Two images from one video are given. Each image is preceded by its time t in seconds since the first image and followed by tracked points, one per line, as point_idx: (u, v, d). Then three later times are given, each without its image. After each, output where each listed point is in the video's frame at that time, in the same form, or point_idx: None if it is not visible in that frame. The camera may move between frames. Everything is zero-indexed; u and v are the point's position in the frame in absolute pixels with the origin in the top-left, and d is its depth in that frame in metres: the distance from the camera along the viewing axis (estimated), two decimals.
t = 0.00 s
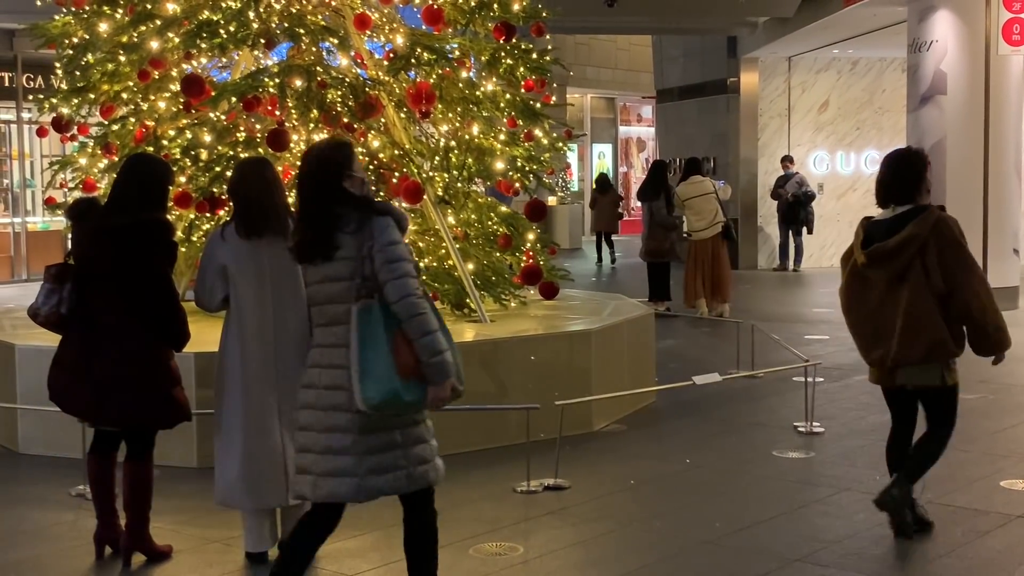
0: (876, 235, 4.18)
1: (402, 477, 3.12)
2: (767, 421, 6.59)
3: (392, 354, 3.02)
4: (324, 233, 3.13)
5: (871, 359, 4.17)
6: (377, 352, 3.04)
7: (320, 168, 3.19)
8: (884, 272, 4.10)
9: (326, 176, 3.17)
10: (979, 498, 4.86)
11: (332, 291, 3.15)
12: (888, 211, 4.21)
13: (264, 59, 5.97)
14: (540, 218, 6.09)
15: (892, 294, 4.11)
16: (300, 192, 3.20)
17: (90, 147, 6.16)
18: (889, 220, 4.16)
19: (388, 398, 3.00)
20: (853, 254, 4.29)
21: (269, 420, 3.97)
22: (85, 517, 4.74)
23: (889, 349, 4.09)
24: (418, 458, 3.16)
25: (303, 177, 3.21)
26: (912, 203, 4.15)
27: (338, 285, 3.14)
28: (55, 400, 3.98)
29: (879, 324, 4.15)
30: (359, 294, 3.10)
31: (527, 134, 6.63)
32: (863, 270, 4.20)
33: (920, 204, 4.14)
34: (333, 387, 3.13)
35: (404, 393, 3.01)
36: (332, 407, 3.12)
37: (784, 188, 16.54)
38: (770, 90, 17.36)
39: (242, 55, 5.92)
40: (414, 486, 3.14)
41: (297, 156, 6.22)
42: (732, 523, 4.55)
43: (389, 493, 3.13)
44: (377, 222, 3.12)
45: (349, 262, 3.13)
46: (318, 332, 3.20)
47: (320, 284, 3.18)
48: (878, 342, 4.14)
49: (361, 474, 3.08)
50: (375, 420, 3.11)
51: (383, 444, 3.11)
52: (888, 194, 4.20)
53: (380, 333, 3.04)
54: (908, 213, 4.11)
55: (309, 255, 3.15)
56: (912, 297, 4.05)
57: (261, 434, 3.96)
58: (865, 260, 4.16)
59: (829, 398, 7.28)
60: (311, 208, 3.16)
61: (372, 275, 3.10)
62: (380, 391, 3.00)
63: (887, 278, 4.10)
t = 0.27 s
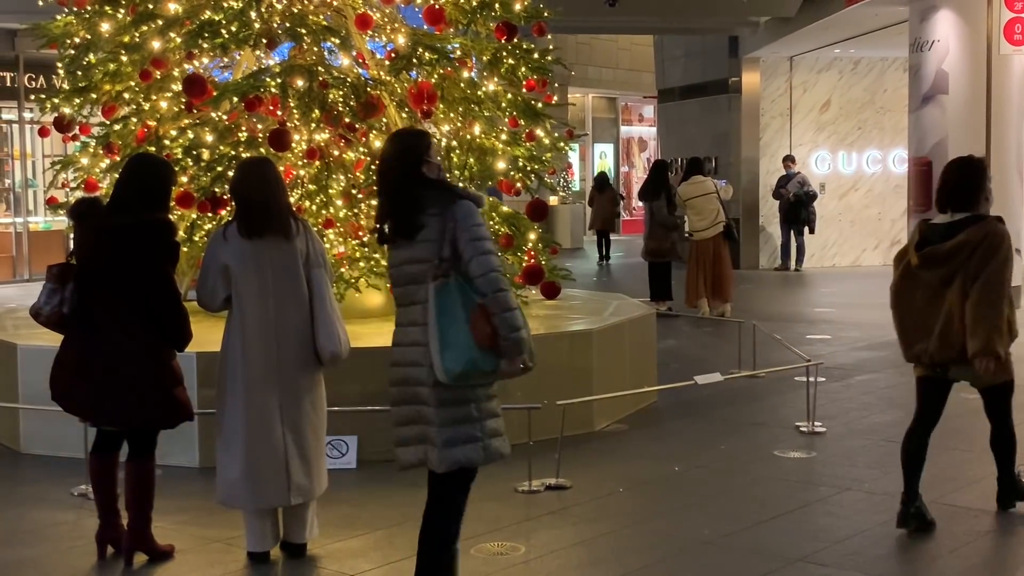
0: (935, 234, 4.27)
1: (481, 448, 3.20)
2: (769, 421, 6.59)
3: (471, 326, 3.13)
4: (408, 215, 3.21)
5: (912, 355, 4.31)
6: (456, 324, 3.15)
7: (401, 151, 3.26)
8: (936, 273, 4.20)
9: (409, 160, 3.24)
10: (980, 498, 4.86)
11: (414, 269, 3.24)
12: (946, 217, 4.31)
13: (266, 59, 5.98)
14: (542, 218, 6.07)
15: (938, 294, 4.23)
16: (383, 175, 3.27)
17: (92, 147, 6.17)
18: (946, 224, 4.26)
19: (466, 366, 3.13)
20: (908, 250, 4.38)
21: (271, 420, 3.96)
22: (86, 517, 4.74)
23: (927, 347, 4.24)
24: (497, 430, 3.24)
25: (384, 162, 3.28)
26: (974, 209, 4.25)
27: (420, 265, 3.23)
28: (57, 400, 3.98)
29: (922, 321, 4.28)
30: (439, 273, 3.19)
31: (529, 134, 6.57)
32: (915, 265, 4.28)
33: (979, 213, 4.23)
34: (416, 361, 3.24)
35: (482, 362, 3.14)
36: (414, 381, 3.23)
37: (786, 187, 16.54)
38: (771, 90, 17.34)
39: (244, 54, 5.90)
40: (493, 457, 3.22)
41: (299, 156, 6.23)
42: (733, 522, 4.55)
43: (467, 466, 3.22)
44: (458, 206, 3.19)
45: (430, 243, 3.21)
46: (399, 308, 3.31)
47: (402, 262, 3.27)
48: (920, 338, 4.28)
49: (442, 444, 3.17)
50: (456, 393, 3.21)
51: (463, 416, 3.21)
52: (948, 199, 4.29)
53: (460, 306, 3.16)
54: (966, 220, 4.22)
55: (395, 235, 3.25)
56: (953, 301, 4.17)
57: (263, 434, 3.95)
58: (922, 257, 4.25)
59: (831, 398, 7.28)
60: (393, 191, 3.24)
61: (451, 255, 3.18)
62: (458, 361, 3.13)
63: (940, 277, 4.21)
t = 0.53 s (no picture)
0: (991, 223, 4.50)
1: (550, 446, 3.42)
2: (771, 420, 6.59)
3: (538, 330, 3.32)
4: (486, 226, 3.41)
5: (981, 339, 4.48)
6: (524, 327, 3.34)
7: (477, 165, 3.46)
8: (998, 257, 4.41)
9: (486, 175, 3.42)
10: (983, 497, 4.85)
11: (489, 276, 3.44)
12: (998, 207, 4.55)
13: (268, 58, 5.97)
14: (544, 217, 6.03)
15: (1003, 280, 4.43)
16: (461, 188, 3.47)
17: (94, 146, 6.17)
18: (1001, 214, 4.50)
19: (533, 367, 3.32)
20: (961, 242, 4.59)
21: (273, 420, 3.96)
22: (88, 517, 4.74)
23: (1000, 332, 4.41)
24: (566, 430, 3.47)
25: (461, 175, 3.49)
26: (1021, 198, 4.54)
27: (496, 272, 3.43)
28: (61, 399, 3.98)
29: (987, 307, 4.47)
30: (512, 279, 3.40)
31: (531, 133, 6.48)
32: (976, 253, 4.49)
33: None
34: (491, 361, 3.45)
35: (548, 364, 3.33)
36: (488, 380, 3.44)
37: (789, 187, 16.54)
38: (774, 88, 17.34)
39: (246, 54, 5.91)
40: (562, 455, 3.45)
41: (301, 155, 6.23)
42: (735, 522, 4.54)
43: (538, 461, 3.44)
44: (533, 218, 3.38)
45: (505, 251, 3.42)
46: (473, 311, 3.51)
47: (479, 270, 3.47)
48: (988, 324, 4.46)
49: (515, 441, 3.39)
50: (529, 392, 3.42)
51: (534, 415, 3.42)
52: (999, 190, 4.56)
53: (528, 311, 3.34)
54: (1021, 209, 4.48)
55: (471, 244, 3.45)
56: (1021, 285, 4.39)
57: (265, 434, 3.95)
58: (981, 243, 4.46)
59: (833, 397, 7.27)
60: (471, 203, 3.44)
61: (523, 264, 3.38)
62: (526, 362, 3.32)
63: (999, 266, 4.41)
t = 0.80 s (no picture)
0: None
1: (612, 419, 3.67)
2: (774, 419, 6.59)
3: (602, 310, 3.57)
4: (556, 211, 3.70)
5: None
6: (588, 306, 3.59)
7: (548, 156, 3.74)
8: None
9: (558, 163, 3.70)
10: (986, 496, 4.85)
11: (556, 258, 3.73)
12: None
13: (272, 58, 5.99)
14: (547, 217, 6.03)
15: None
16: (534, 176, 3.77)
17: (98, 146, 6.18)
18: None
19: (596, 345, 3.55)
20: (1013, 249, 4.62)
21: (277, 419, 3.97)
22: (92, 516, 4.75)
23: None
24: (627, 404, 3.71)
25: (533, 163, 3.78)
26: None
27: (563, 254, 3.71)
28: (64, 398, 3.99)
29: None
30: (579, 261, 3.67)
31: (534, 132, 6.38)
32: None
33: None
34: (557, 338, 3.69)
35: (611, 342, 3.56)
36: (554, 357, 3.68)
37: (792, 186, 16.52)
38: (777, 88, 17.35)
39: (250, 54, 5.96)
40: (623, 428, 3.68)
41: (304, 155, 6.26)
42: (738, 521, 4.55)
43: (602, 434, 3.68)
44: (598, 204, 3.66)
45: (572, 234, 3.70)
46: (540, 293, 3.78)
47: (549, 252, 3.76)
48: None
49: (580, 413, 3.63)
50: (592, 367, 3.66)
51: (598, 390, 3.66)
52: None
53: (592, 292, 3.60)
54: None
55: (540, 228, 3.74)
56: None
57: (268, 433, 3.96)
58: None
59: (837, 396, 7.27)
60: (541, 189, 3.73)
61: (589, 247, 3.66)
62: (589, 340, 3.55)
63: None
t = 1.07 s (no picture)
0: None
1: (681, 421, 3.76)
2: (777, 420, 6.59)
3: (673, 317, 3.67)
4: (633, 220, 3.82)
5: None
6: (661, 311, 3.69)
7: (624, 165, 3.86)
8: None
9: (634, 173, 3.82)
10: (989, 497, 4.85)
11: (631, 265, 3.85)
12: None
13: (275, 59, 5.96)
14: (551, 217, 6.07)
15: None
16: (611, 186, 3.89)
17: (101, 147, 6.20)
18: None
19: (667, 349, 3.65)
20: None
21: (279, 420, 3.97)
22: (95, 516, 4.76)
23: None
24: (696, 409, 3.80)
25: (612, 173, 3.90)
26: None
27: (639, 262, 3.82)
28: (67, 399, 3.99)
29: None
30: (653, 268, 3.78)
31: (536, 132, 6.60)
32: None
33: None
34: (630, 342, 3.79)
35: (681, 349, 3.65)
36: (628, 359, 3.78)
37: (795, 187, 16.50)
38: (780, 89, 17.35)
39: (253, 55, 5.93)
40: (691, 430, 3.78)
41: (307, 156, 6.21)
42: (741, 522, 4.54)
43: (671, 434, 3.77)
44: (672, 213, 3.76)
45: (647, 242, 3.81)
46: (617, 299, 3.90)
47: (624, 260, 3.87)
48: None
49: (653, 415, 3.73)
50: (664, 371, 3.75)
51: (669, 393, 3.75)
52: None
53: (664, 298, 3.70)
54: None
55: (617, 236, 3.86)
56: None
57: (272, 434, 3.96)
58: None
59: (840, 397, 7.27)
60: (618, 198, 3.85)
61: (663, 255, 3.77)
62: (660, 344, 3.65)
63: None
